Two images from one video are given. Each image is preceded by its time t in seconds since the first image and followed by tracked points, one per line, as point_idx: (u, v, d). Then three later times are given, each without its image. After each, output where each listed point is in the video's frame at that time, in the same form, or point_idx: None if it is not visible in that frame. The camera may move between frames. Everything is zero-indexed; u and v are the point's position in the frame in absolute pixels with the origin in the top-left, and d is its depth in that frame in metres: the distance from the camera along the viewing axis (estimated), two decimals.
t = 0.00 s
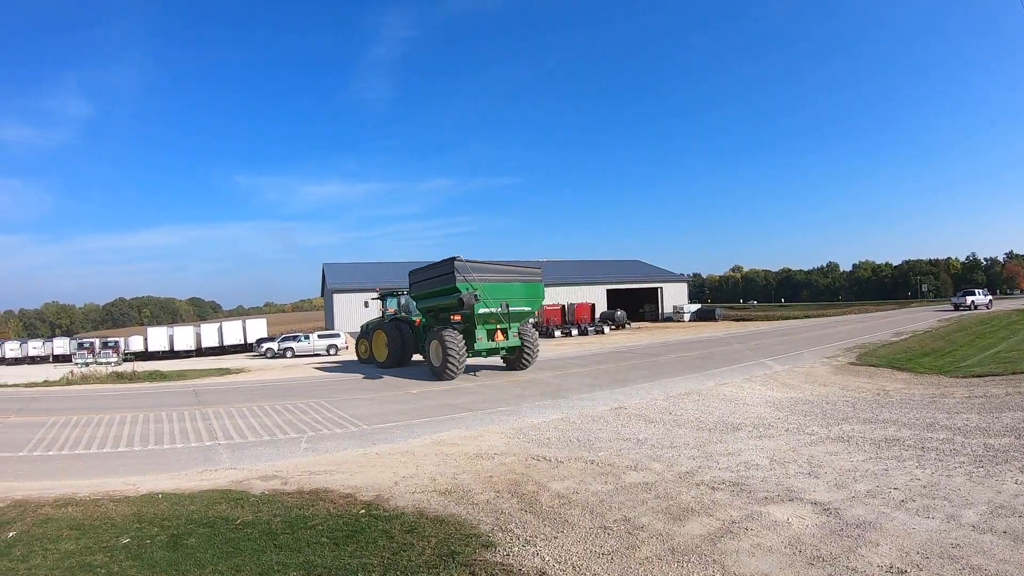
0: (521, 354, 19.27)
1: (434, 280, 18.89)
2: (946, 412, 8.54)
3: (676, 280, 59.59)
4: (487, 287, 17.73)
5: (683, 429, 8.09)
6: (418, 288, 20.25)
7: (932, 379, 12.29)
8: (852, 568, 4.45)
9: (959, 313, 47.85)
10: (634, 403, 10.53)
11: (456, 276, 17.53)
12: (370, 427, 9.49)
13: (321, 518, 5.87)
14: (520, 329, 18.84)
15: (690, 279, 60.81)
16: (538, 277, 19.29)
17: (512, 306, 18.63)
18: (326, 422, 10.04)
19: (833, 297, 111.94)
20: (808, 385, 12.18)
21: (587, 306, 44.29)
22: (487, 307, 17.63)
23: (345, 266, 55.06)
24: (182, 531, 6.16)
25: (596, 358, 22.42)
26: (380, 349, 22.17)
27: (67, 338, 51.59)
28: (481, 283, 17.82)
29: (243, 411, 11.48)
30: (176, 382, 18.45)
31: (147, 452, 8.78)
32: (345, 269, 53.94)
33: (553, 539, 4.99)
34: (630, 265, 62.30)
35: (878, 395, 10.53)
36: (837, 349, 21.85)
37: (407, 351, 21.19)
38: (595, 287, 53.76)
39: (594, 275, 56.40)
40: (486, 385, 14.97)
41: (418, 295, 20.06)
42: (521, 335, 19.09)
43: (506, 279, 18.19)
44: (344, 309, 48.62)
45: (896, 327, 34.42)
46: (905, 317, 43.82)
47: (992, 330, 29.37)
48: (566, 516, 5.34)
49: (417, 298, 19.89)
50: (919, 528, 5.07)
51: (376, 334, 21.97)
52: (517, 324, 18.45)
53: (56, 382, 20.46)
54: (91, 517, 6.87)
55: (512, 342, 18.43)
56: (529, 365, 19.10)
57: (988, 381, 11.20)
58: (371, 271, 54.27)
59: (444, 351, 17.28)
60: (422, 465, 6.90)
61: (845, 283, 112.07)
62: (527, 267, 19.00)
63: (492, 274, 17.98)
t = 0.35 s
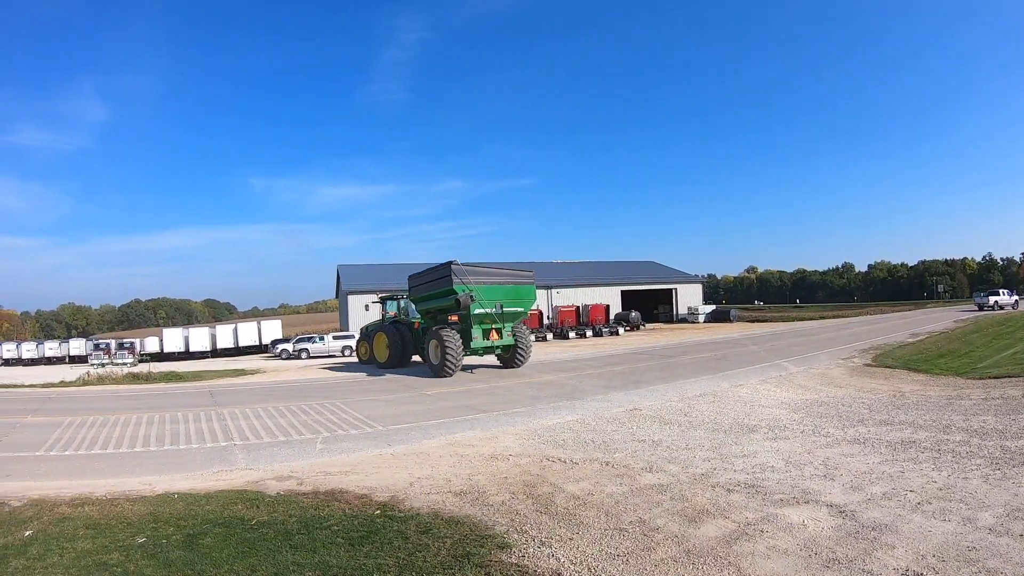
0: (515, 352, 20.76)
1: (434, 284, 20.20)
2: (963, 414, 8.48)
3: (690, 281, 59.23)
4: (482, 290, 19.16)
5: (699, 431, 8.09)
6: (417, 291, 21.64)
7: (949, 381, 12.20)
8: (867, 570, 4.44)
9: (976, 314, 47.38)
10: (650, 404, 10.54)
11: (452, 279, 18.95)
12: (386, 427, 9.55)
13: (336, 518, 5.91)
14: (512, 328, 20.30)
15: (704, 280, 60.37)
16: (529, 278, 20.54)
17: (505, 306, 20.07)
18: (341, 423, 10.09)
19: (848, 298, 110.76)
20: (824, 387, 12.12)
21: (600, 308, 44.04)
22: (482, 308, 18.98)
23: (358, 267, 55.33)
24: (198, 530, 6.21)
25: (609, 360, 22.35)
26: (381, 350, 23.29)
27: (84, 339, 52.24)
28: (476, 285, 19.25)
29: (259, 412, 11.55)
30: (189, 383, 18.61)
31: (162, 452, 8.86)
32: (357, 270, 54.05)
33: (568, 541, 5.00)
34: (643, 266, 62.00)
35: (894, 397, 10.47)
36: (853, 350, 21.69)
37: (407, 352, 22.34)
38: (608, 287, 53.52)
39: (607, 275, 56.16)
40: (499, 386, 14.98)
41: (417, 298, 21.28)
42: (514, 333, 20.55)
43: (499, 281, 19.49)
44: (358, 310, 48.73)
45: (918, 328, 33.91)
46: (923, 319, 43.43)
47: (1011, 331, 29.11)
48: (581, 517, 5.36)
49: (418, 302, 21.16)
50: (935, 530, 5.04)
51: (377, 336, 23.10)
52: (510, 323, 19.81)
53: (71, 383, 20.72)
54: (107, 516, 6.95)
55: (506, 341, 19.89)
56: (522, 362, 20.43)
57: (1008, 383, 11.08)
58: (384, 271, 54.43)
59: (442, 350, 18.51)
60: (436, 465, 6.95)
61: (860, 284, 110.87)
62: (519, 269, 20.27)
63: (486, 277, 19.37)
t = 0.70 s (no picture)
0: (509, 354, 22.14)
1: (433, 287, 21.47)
2: (978, 419, 8.45)
3: (702, 283, 58.79)
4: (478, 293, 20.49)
5: (711, 434, 8.09)
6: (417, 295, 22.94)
7: (964, 386, 12.14)
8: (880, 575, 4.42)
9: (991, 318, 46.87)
10: (663, 408, 10.54)
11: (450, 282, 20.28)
12: (399, 428, 9.60)
13: (349, 519, 5.94)
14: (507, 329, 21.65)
15: (716, 282, 59.90)
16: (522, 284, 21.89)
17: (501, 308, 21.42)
18: (353, 424, 10.12)
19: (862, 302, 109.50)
20: (837, 391, 12.05)
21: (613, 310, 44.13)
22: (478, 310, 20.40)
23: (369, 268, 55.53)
24: (211, 529, 6.25)
25: (620, 363, 22.31)
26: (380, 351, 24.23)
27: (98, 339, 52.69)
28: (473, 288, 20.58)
29: (272, 413, 11.61)
30: (200, 383, 18.71)
31: (175, 452, 8.91)
32: (367, 270, 54.13)
33: (580, 543, 5.01)
34: (655, 269, 61.65)
35: (907, 401, 10.41)
36: (867, 354, 21.52)
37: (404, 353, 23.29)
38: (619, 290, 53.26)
39: (619, 277, 55.91)
40: (510, 388, 14.97)
41: (416, 301, 22.42)
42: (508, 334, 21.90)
43: (494, 285, 20.89)
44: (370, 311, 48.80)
45: (937, 331, 33.40)
46: (938, 323, 43.09)
47: None
48: (593, 520, 5.37)
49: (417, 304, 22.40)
50: (948, 536, 5.01)
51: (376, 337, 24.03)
52: (505, 325, 21.22)
53: (83, 382, 20.88)
54: (121, 515, 7.00)
55: (500, 341, 21.26)
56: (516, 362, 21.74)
57: None
58: (395, 272, 54.57)
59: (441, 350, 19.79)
60: (449, 467, 6.98)
61: (874, 288, 109.65)
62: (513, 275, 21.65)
63: (482, 281, 20.67)
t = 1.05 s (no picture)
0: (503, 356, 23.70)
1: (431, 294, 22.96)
2: (994, 425, 8.39)
3: (716, 288, 58.55)
4: (475, 299, 22.06)
5: (723, 439, 8.09)
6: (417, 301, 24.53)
7: (979, 392, 12.06)
8: None
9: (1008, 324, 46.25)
10: (676, 412, 10.54)
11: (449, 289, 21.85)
12: (411, 432, 9.65)
13: (362, 522, 5.97)
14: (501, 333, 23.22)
15: (728, 287, 59.60)
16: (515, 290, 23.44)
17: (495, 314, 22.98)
18: (366, 427, 10.17)
19: (874, 307, 108.70)
20: (850, 396, 12.01)
21: (625, 314, 44.34)
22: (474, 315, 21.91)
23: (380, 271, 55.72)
24: (224, 530, 6.28)
25: (632, 367, 22.26)
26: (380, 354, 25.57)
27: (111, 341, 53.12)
28: (470, 294, 22.16)
29: (285, 415, 11.67)
30: (211, 385, 18.83)
31: (188, 453, 8.97)
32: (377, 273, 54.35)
33: (594, 547, 5.01)
34: (669, 274, 61.50)
35: (921, 407, 10.37)
36: (880, 360, 21.39)
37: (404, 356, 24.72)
38: (635, 295, 53.18)
39: (634, 281, 55.78)
40: (522, 391, 14.99)
41: (415, 307, 23.89)
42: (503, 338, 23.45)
43: (489, 292, 22.40)
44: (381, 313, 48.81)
45: (954, 337, 33.08)
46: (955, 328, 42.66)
47: None
48: (606, 524, 5.37)
49: (416, 309, 23.89)
50: (962, 542, 4.98)
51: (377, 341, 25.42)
52: (499, 330, 22.77)
53: (96, 382, 21.07)
54: (134, 515, 7.06)
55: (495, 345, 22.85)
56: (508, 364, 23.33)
57: None
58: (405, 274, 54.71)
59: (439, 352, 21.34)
60: (461, 471, 7.01)
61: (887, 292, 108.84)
62: (507, 282, 23.17)
63: (479, 289, 22.23)
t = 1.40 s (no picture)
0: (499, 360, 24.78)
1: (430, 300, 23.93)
2: (1009, 431, 8.33)
3: (728, 292, 58.24)
4: (472, 305, 23.03)
5: (735, 444, 8.08)
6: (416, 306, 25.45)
7: (994, 397, 11.98)
8: None
9: None
10: (688, 417, 10.51)
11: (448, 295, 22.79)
12: (423, 435, 9.68)
13: (373, 525, 5.99)
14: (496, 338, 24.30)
15: (740, 291, 59.33)
16: (509, 297, 24.47)
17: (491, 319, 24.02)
18: (378, 430, 10.20)
19: (887, 310, 107.80)
20: (864, 401, 11.94)
21: (638, 318, 44.06)
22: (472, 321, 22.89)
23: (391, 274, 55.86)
24: (235, 532, 6.32)
25: (644, 372, 22.19)
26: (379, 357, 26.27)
27: (124, 342, 53.50)
28: (468, 300, 23.11)
29: (297, 418, 11.71)
30: (221, 387, 18.93)
31: (200, 455, 9.03)
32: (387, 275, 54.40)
33: (606, 552, 5.02)
34: (681, 278, 61.28)
35: (934, 412, 10.31)
36: (894, 365, 21.23)
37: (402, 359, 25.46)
38: (648, 299, 53.03)
39: (646, 285, 55.61)
40: (534, 396, 14.98)
41: (413, 312, 24.79)
42: (498, 343, 24.51)
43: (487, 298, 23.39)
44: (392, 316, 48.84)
45: (970, 342, 32.71)
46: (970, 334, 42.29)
47: None
48: (618, 529, 5.38)
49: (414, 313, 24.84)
50: (977, 548, 4.95)
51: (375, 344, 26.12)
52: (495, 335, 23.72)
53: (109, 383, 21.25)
54: (146, 516, 7.10)
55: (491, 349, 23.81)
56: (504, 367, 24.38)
57: None
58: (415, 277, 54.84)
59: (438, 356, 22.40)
60: (473, 474, 7.03)
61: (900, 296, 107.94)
62: (503, 289, 24.18)
63: (477, 296, 23.27)
